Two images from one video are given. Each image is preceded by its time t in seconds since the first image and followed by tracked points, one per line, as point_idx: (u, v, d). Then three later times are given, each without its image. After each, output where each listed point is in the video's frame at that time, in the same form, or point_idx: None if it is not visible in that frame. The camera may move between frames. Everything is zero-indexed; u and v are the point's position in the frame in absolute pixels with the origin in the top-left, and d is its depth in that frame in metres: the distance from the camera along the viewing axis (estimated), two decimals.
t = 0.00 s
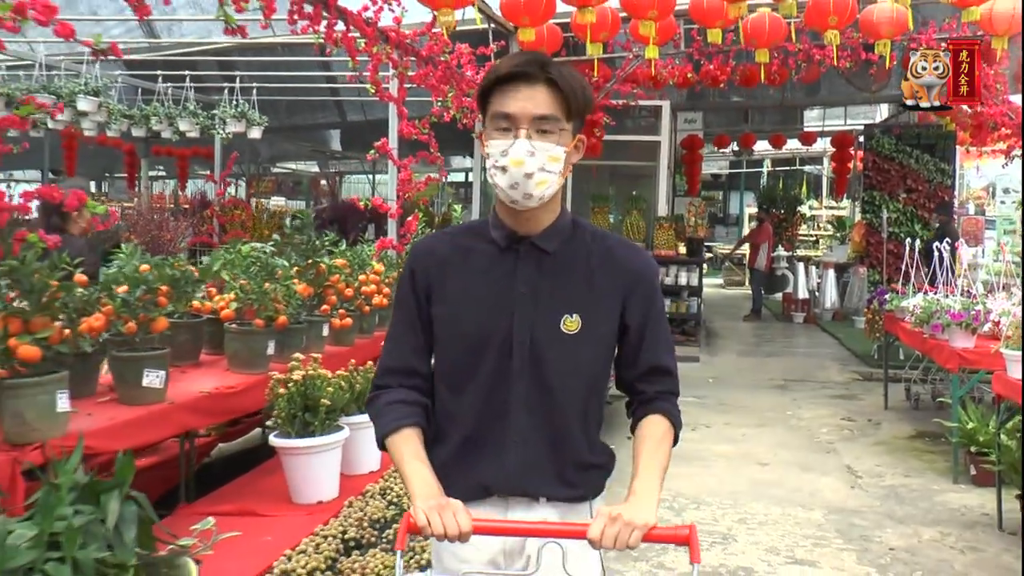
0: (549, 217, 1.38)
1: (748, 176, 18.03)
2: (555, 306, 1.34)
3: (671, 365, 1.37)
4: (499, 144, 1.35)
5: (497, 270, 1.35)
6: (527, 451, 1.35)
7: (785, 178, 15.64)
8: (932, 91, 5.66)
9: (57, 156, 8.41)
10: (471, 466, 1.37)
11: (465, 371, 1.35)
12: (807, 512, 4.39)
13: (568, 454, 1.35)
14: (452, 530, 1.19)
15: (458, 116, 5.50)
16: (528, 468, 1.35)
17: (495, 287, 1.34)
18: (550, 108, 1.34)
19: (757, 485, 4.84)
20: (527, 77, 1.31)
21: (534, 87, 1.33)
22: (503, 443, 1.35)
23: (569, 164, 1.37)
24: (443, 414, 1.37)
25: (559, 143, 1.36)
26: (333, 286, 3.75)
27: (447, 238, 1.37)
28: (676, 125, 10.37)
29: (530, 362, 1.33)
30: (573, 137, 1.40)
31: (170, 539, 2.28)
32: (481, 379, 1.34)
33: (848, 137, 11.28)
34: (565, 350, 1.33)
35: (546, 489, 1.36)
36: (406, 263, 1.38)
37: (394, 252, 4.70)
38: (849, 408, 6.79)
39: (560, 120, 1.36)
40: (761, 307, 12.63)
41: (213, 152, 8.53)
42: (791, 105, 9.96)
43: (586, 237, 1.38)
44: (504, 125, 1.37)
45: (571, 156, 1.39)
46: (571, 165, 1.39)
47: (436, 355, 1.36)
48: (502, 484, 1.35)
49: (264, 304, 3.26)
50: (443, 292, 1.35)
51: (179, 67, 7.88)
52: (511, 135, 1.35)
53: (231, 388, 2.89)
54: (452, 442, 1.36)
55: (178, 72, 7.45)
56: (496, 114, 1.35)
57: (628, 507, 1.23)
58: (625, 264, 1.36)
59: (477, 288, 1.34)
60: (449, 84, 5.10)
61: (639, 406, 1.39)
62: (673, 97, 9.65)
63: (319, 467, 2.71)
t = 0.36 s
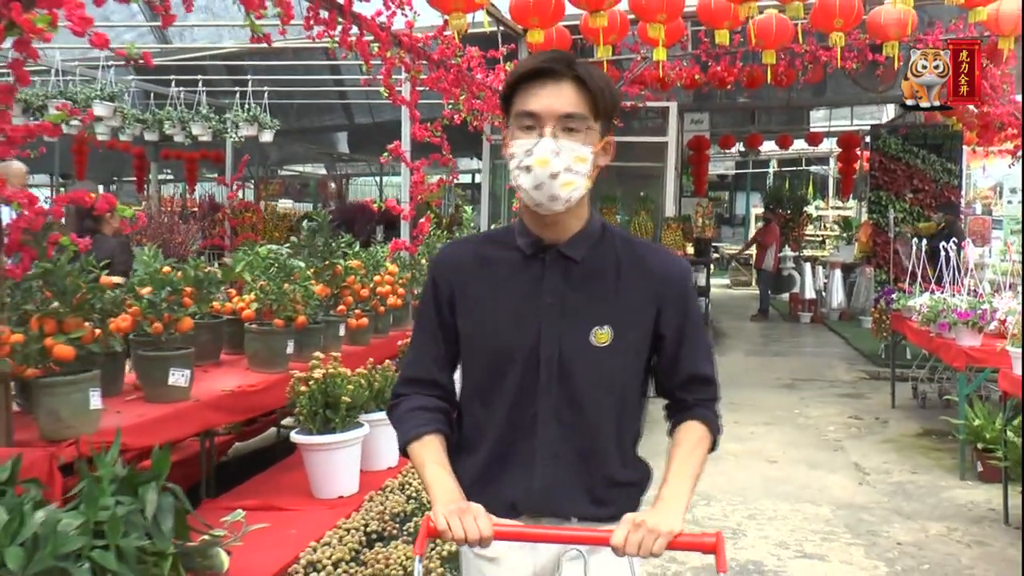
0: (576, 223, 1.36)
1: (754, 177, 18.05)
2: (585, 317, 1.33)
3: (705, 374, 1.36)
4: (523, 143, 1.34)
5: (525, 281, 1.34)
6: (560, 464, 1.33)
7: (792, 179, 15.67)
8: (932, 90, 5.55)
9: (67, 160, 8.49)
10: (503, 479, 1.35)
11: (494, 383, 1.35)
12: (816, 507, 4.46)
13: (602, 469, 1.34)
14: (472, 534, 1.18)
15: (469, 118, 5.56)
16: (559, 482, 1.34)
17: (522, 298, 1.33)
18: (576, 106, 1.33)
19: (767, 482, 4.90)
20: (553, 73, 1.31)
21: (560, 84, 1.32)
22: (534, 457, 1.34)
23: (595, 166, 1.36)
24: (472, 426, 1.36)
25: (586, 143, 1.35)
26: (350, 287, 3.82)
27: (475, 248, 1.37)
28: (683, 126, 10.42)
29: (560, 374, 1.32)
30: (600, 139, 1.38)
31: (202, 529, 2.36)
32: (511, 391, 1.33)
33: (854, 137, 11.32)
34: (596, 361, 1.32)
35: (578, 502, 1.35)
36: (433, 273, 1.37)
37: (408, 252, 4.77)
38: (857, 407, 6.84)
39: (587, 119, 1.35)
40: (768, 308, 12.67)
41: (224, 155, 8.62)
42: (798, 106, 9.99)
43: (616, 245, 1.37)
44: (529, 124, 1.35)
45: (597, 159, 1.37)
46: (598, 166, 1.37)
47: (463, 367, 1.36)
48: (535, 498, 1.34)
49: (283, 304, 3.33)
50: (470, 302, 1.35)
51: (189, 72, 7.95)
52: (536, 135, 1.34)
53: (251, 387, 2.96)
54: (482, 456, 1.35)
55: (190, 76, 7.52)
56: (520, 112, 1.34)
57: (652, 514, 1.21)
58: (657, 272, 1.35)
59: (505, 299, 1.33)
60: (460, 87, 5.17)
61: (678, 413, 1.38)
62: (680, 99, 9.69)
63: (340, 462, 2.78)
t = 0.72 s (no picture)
0: (596, 204, 1.28)
1: (758, 171, 18.08)
2: (611, 302, 1.24)
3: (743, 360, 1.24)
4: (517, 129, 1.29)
5: (549, 267, 1.27)
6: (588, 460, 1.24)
7: (796, 172, 15.69)
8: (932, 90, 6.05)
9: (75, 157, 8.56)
10: (529, 477, 1.28)
11: (520, 375, 1.28)
12: (819, 500, 4.50)
13: (635, 463, 1.24)
14: (475, 535, 1.16)
15: (475, 114, 5.63)
16: (587, 480, 1.25)
17: (546, 286, 1.27)
18: (556, 82, 1.23)
19: (771, 475, 4.95)
20: (527, 54, 1.24)
21: (537, 64, 1.24)
22: (560, 452, 1.25)
23: (590, 140, 1.24)
24: (500, 421, 1.30)
25: (575, 116, 1.24)
26: (359, 281, 3.89)
27: (503, 236, 1.32)
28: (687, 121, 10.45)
29: (583, 364, 1.24)
30: (601, 107, 1.26)
31: (218, 516, 2.43)
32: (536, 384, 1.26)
33: (857, 132, 11.35)
34: (622, 348, 1.23)
35: (609, 501, 1.25)
36: (461, 267, 1.33)
37: (416, 248, 4.84)
38: (861, 400, 6.88)
39: (572, 92, 1.24)
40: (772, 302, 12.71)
41: (232, 152, 8.68)
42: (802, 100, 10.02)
43: (646, 225, 1.28)
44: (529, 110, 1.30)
45: (596, 130, 1.25)
46: (598, 141, 1.25)
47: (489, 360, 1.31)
48: (563, 496, 1.25)
49: (293, 299, 3.38)
50: (496, 292, 1.29)
51: (197, 69, 8.00)
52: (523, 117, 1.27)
53: (262, 380, 3.00)
54: (508, 452, 1.28)
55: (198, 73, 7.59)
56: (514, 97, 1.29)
57: (662, 516, 1.14)
58: (689, 252, 1.24)
59: (527, 288, 1.28)
60: (467, 84, 5.23)
61: (717, 405, 1.27)
62: (685, 94, 9.73)
63: (350, 453, 2.83)
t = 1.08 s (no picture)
0: (572, 199, 1.28)
1: (764, 169, 18.09)
2: (583, 300, 1.23)
3: (717, 356, 1.19)
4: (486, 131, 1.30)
5: (528, 267, 1.27)
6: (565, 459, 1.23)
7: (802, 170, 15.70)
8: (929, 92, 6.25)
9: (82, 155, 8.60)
10: (515, 478, 1.28)
11: (504, 376, 1.28)
12: (820, 496, 4.53)
13: (613, 462, 1.22)
14: (453, 545, 1.13)
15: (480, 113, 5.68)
16: (567, 480, 1.23)
17: (526, 287, 1.27)
18: (508, 82, 1.23)
19: (773, 472, 4.97)
20: (482, 58, 1.25)
21: (491, 67, 1.25)
22: (541, 452, 1.25)
23: (546, 136, 1.23)
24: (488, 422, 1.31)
25: (528, 113, 1.23)
26: (364, 279, 3.93)
27: (491, 239, 1.32)
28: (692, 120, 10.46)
29: (557, 362, 1.23)
30: (560, 100, 1.24)
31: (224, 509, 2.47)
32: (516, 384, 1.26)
33: (862, 130, 11.36)
34: (598, 347, 1.21)
35: (589, 502, 1.23)
36: (454, 271, 1.34)
37: (420, 245, 4.88)
38: (864, 398, 6.90)
39: (523, 90, 1.23)
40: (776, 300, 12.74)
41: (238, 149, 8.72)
42: (807, 98, 10.03)
43: (624, 220, 1.26)
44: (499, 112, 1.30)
45: (552, 125, 1.23)
46: (556, 136, 1.24)
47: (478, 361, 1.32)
48: (543, 497, 1.24)
49: (299, 295, 3.42)
50: (482, 293, 1.30)
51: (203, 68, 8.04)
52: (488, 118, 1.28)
53: (267, 375, 3.03)
54: (494, 452, 1.29)
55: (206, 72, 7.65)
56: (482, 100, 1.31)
57: (600, 523, 1.09)
58: (668, 248, 1.22)
59: (510, 288, 1.28)
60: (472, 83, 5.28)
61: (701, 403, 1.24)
62: (690, 92, 9.75)
63: (354, 448, 2.86)
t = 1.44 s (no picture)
0: (529, 199, 1.26)
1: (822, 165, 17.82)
2: (551, 292, 1.20)
3: (686, 342, 1.13)
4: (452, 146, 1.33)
5: (506, 262, 1.26)
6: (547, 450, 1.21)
7: (861, 167, 15.46)
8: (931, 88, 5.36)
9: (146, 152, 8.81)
10: (506, 474, 1.27)
11: (490, 373, 1.28)
12: (879, 496, 4.48)
13: (594, 453, 1.20)
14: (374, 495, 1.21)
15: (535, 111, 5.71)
16: (550, 476, 1.21)
17: (504, 282, 1.26)
18: (452, 93, 1.26)
19: (831, 470, 4.93)
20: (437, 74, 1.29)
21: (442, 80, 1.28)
22: (526, 448, 1.24)
23: (485, 140, 1.23)
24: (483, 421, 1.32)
25: (466, 119, 1.24)
26: (422, 274, 3.99)
27: (481, 238, 1.32)
28: (749, 116, 10.35)
29: (529, 358, 1.21)
30: (496, 104, 1.23)
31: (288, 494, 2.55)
32: (499, 380, 1.26)
33: (925, 125, 11.12)
34: (567, 338, 1.19)
35: (575, 497, 1.21)
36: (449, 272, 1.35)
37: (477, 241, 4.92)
38: (925, 398, 6.79)
39: (462, 99, 1.25)
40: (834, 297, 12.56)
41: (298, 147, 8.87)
42: (867, 93, 9.86)
43: (595, 205, 1.23)
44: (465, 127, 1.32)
45: (491, 128, 1.23)
46: (493, 138, 1.23)
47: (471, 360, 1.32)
48: (532, 491, 1.23)
49: (359, 291, 3.49)
50: (471, 291, 1.31)
51: (263, 67, 8.18)
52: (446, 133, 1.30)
53: (329, 366, 3.11)
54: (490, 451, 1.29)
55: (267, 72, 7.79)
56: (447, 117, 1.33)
57: (582, 533, 1.03)
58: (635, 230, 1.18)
59: (492, 284, 1.27)
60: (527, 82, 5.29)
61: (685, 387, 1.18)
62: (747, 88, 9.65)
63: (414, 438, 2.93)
